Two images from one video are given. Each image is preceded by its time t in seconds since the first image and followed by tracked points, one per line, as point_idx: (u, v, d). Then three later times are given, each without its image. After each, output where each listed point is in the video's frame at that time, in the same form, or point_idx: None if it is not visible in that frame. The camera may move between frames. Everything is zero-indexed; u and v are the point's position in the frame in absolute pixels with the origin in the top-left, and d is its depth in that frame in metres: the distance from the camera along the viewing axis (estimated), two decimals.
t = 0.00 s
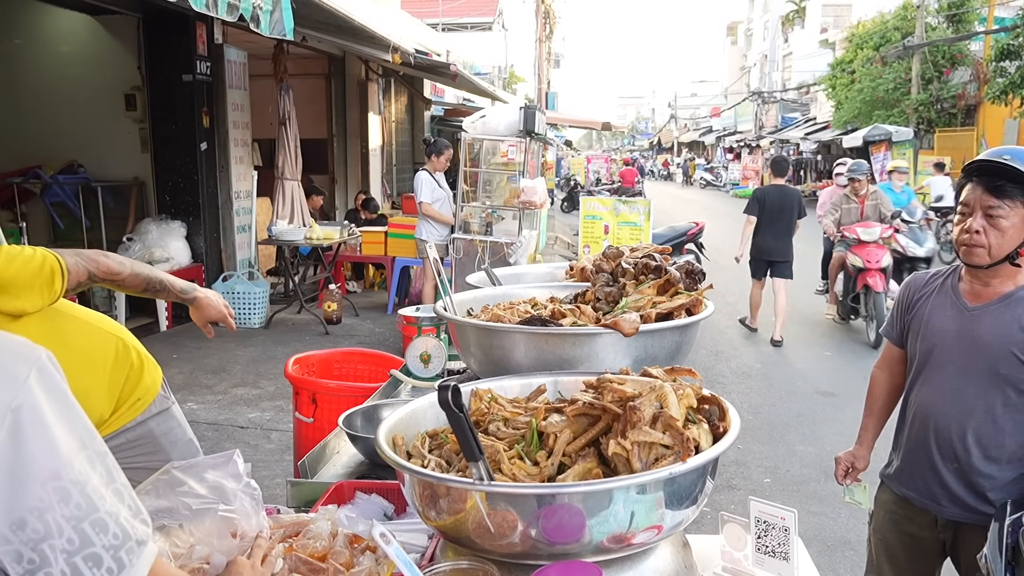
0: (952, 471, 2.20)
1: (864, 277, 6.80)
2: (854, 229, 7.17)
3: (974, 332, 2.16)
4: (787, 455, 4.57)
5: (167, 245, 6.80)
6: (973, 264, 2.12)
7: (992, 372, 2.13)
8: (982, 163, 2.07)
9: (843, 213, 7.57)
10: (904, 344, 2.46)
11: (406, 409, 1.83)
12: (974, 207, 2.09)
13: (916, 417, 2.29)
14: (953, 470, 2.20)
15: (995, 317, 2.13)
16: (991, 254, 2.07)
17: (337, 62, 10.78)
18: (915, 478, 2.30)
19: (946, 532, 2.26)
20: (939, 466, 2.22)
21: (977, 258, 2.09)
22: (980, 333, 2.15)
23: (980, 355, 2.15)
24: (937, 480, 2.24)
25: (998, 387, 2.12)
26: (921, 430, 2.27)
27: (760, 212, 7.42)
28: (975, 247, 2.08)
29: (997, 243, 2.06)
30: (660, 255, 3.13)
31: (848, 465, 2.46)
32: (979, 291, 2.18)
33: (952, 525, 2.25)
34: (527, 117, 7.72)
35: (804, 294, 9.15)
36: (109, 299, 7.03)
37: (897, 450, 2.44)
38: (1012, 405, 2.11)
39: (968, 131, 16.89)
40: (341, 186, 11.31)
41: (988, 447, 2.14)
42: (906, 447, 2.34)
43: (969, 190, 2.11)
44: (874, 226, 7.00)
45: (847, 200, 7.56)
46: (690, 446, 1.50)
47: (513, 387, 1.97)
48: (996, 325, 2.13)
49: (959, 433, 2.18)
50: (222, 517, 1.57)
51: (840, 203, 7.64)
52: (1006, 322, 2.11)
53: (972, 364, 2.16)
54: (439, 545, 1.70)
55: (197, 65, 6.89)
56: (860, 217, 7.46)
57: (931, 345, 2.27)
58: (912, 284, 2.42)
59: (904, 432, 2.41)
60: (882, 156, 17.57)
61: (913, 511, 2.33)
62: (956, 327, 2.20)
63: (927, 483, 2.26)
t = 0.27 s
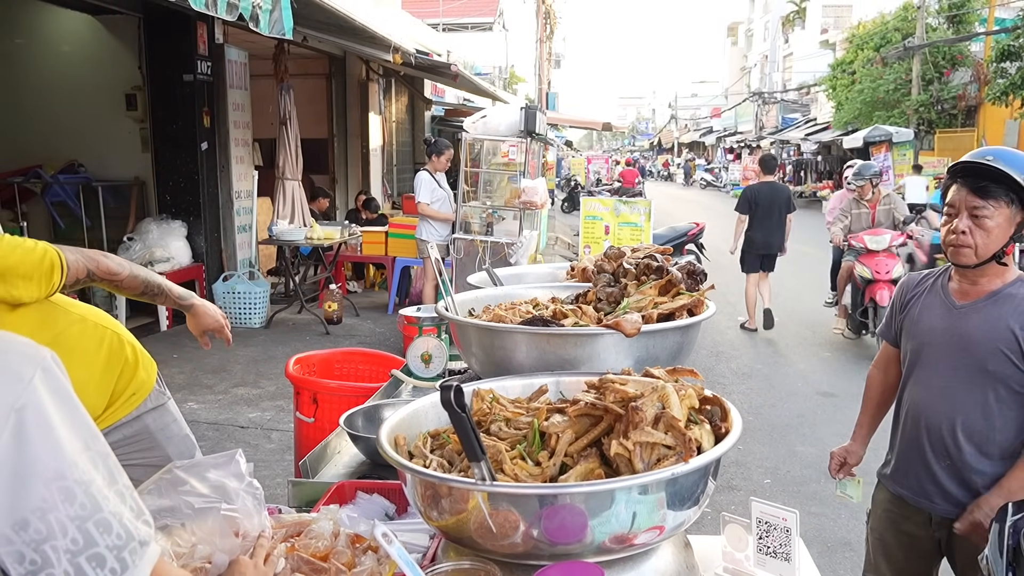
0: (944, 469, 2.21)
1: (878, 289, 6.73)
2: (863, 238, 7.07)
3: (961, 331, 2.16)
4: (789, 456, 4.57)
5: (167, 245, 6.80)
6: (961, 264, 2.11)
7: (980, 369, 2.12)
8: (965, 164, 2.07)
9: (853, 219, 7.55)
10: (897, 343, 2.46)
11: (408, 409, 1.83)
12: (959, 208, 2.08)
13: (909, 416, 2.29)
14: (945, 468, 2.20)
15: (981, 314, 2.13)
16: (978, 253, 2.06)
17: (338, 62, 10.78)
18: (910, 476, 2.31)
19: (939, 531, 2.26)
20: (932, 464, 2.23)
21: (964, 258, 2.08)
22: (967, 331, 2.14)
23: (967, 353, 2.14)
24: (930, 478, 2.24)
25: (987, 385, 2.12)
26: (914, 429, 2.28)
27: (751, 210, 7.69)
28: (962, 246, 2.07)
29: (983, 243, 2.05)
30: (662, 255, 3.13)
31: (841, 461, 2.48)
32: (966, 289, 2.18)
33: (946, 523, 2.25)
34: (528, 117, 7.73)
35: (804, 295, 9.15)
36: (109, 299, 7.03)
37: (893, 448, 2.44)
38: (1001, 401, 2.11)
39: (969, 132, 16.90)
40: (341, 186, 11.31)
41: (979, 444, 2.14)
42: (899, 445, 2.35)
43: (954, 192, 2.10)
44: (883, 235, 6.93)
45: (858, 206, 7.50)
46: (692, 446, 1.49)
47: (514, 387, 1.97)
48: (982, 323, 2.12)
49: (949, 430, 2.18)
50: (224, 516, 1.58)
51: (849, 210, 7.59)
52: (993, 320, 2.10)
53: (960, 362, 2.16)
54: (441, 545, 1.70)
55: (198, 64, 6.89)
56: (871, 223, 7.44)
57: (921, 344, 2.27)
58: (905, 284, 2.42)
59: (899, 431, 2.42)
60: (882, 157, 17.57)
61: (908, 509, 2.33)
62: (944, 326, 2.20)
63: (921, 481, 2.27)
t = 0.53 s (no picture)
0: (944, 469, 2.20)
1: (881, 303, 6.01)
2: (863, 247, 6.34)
3: (960, 330, 2.16)
4: (790, 458, 4.57)
5: (169, 246, 6.81)
6: (959, 266, 2.10)
7: (979, 369, 2.12)
8: (961, 167, 2.08)
9: (859, 227, 6.65)
10: (896, 344, 2.46)
11: (410, 411, 1.83)
12: (956, 211, 2.08)
13: (908, 417, 2.29)
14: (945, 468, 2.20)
15: (980, 314, 2.13)
16: (977, 256, 2.05)
17: (340, 64, 10.79)
18: (909, 477, 2.30)
19: (939, 531, 2.25)
20: (932, 464, 2.23)
21: (963, 261, 2.08)
22: (966, 332, 2.14)
23: (967, 353, 2.14)
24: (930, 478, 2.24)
25: (987, 384, 2.12)
26: (913, 430, 2.27)
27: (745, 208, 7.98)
28: (961, 250, 2.06)
29: (982, 246, 2.04)
30: (664, 258, 3.13)
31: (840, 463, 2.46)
32: (965, 291, 2.18)
33: (946, 524, 2.24)
34: (529, 119, 7.74)
35: (806, 297, 9.15)
36: (111, 299, 7.04)
37: (892, 450, 2.44)
38: (1000, 401, 2.11)
39: (971, 134, 16.89)
40: (343, 187, 11.32)
41: (979, 444, 2.14)
42: (898, 446, 2.35)
43: (951, 195, 2.10)
44: (887, 244, 6.18)
45: (862, 212, 6.65)
46: (694, 449, 1.49)
47: (516, 389, 1.97)
48: (981, 323, 2.12)
49: (949, 430, 2.18)
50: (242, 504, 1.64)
51: (853, 216, 6.71)
52: (992, 320, 2.10)
53: (959, 362, 2.16)
54: (442, 547, 1.70)
55: (201, 66, 6.89)
56: (878, 232, 6.57)
57: (920, 345, 2.27)
58: (903, 286, 2.42)
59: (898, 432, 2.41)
60: (884, 159, 17.57)
61: (908, 511, 2.32)
62: (943, 326, 2.20)
63: (921, 481, 2.27)
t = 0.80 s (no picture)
0: (947, 472, 2.20)
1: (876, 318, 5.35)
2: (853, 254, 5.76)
3: (966, 333, 2.16)
4: (791, 461, 4.56)
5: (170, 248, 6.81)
6: (965, 268, 2.10)
7: (985, 372, 2.13)
8: (969, 169, 2.08)
9: (855, 234, 6.14)
10: (898, 347, 2.46)
11: (410, 413, 1.83)
12: (963, 212, 2.08)
13: (911, 420, 2.29)
14: (948, 471, 2.20)
15: (986, 317, 2.13)
16: (983, 258, 2.06)
17: (341, 66, 10.81)
18: (911, 479, 2.30)
19: (942, 534, 2.25)
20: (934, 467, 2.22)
21: (969, 263, 2.08)
22: (972, 334, 2.15)
23: (972, 355, 2.15)
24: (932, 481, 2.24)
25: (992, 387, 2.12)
26: (916, 432, 2.27)
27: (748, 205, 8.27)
28: (967, 251, 2.07)
29: (988, 248, 2.05)
30: (664, 260, 3.13)
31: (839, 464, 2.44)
32: (970, 293, 2.18)
33: (948, 527, 2.24)
34: (530, 121, 7.76)
35: (807, 299, 9.16)
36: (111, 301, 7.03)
37: (892, 452, 2.44)
38: (1006, 404, 2.11)
39: (972, 136, 16.89)
40: (344, 189, 11.35)
41: (983, 447, 2.14)
42: (900, 449, 2.34)
43: (958, 197, 2.10)
44: (880, 252, 5.50)
45: (859, 218, 6.12)
46: (694, 451, 1.49)
47: (517, 392, 1.98)
48: (987, 326, 2.12)
49: (954, 433, 2.17)
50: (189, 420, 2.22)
51: (852, 223, 6.17)
52: (998, 323, 2.11)
53: (964, 364, 2.16)
54: (443, 550, 1.70)
55: (202, 68, 6.89)
56: (876, 240, 6.06)
57: (924, 347, 2.26)
58: (906, 287, 2.42)
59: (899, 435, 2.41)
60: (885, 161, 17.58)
61: (908, 514, 2.32)
62: (948, 329, 2.21)
63: (923, 484, 2.26)
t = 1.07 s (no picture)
0: (950, 476, 2.20)
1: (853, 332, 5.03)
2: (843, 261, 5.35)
3: (976, 337, 2.16)
4: (792, 463, 4.55)
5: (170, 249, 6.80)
6: (976, 272, 2.12)
7: (995, 377, 2.13)
8: (981, 171, 2.08)
9: (846, 241, 5.64)
10: (904, 348, 2.45)
11: (409, 414, 1.83)
12: (976, 215, 2.09)
13: (916, 423, 2.28)
14: (952, 475, 2.19)
15: (996, 322, 2.13)
16: (995, 261, 2.07)
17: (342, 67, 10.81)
18: (912, 482, 2.29)
19: (943, 539, 2.25)
20: (938, 470, 2.22)
21: (980, 266, 2.09)
22: (982, 339, 2.14)
23: (982, 360, 2.14)
24: (934, 484, 2.23)
25: (1001, 392, 2.12)
26: (921, 435, 2.26)
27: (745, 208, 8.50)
28: (978, 254, 2.08)
29: (1000, 251, 2.06)
30: (665, 261, 3.13)
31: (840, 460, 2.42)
32: (982, 297, 2.18)
33: (950, 530, 2.24)
34: (530, 121, 7.90)
35: (806, 300, 9.16)
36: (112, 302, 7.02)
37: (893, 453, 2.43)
38: (1014, 409, 2.12)
39: (972, 137, 16.88)
40: (345, 190, 11.36)
41: (989, 452, 2.14)
42: (903, 451, 2.33)
43: (971, 200, 2.11)
44: (866, 262, 5.16)
45: (852, 225, 5.62)
46: (693, 452, 1.49)
47: (516, 392, 1.98)
48: (998, 331, 2.12)
49: (961, 437, 2.17)
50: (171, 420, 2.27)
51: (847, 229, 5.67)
52: (1009, 328, 2.11)
53: (974, 369, 2.16)
54: (442, 551, 1.70)
55: (203, 69, 6.85)
56: (867, 247, 5.54)
57: (931, 351, 2.25)
58: (913, 289, 2.41)
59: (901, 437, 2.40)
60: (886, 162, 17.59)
61: (910, 516, 2.31)
62: (957, 333, 2.20)
63: (925, 487, 2.26)
